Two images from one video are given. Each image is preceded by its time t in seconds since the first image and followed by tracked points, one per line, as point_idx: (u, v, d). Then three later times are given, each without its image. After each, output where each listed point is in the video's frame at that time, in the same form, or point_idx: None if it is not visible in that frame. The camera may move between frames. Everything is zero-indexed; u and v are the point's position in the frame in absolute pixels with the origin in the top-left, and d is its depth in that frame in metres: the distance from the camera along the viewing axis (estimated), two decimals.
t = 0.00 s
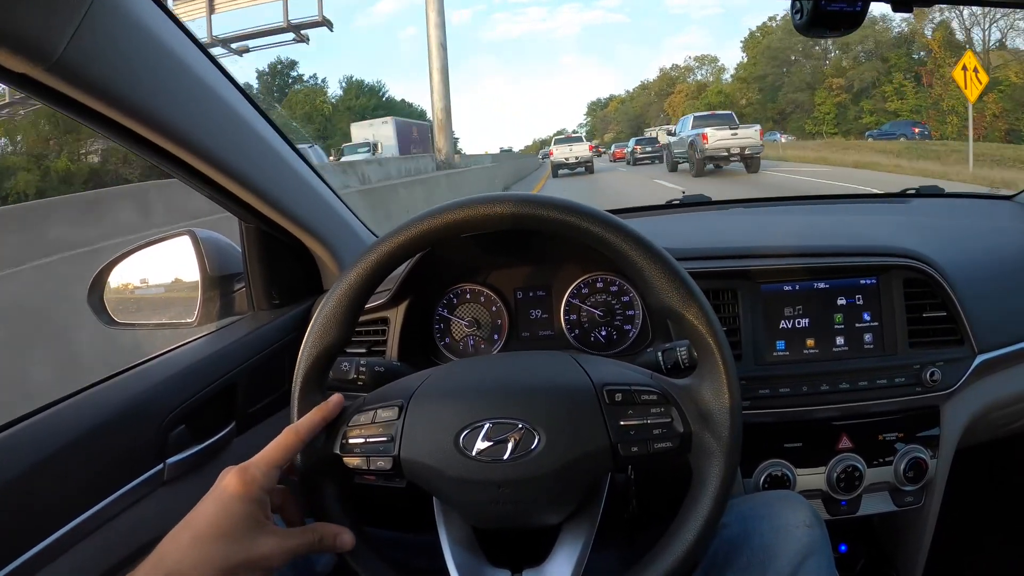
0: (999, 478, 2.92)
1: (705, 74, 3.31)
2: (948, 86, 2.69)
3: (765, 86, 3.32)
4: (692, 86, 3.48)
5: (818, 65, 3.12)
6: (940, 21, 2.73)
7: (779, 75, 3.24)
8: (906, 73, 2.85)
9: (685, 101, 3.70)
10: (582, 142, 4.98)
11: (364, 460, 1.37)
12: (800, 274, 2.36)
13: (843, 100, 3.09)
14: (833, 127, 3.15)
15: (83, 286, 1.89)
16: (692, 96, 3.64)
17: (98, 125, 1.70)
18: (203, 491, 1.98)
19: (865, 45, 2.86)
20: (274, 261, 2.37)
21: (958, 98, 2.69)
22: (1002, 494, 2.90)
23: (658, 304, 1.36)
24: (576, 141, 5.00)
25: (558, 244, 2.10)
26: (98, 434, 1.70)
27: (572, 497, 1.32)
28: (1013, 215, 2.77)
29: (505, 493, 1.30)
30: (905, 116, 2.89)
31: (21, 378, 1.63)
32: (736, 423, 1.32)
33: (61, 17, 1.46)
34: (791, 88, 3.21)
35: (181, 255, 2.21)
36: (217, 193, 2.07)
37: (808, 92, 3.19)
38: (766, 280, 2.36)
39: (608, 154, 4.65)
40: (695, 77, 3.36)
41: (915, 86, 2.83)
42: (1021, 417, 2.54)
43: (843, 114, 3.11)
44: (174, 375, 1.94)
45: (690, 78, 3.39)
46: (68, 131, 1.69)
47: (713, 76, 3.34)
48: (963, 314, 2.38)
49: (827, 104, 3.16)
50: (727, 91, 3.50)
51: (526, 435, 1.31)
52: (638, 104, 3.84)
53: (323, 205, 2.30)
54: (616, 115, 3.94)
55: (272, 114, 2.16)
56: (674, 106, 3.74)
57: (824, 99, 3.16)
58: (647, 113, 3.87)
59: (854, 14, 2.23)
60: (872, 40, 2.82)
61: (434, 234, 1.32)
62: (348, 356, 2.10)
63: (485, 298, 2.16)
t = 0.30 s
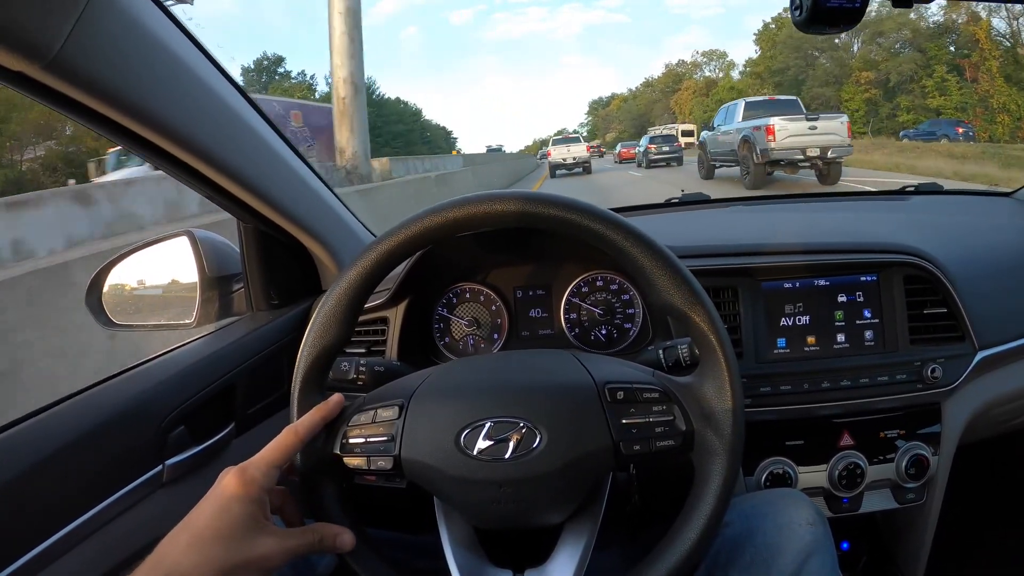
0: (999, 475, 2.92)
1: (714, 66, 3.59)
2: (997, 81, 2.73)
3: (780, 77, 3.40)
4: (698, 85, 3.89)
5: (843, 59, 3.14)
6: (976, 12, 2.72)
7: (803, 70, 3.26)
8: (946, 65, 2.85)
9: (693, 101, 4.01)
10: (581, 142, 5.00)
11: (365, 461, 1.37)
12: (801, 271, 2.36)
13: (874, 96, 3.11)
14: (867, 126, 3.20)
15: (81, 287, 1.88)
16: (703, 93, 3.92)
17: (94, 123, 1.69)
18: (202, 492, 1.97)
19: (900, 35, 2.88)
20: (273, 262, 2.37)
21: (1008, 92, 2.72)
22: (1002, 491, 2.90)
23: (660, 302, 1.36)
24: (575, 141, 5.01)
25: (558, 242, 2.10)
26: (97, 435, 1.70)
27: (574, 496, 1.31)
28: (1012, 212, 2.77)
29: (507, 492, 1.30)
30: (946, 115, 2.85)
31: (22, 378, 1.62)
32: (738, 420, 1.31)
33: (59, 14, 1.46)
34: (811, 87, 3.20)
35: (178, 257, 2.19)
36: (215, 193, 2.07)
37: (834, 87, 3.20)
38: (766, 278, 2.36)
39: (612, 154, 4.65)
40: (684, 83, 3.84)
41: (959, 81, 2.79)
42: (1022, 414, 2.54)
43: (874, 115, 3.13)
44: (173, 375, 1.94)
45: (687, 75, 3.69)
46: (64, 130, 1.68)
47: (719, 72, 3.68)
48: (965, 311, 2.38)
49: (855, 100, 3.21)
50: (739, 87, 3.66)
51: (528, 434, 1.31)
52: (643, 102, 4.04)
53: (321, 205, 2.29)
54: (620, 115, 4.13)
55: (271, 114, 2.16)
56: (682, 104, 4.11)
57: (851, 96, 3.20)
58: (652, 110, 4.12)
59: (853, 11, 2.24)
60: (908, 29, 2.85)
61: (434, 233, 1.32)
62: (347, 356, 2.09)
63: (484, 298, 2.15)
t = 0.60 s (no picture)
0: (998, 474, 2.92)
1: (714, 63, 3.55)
2: None
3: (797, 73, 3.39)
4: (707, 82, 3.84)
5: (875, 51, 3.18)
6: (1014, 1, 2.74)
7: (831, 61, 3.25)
8: (997, 57, 2.80)
9: (703, 100, 3.91)
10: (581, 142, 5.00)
11: (360, 461, 1.36)
12: (799, 270, 2.36)
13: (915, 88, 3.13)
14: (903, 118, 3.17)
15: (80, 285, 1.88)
16: (713, 90, 3.87)
17: (88, 121, 1.68)
18: (198, 492, 1.97)
19: (942, 24, 2.96)
20: (271, 261, 2.37)
21: None
22: (1003, 491, 2.89)
23: (658, 301, 1.35)
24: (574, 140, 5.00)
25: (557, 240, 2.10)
26: (92, 433, 1.69)
27: (572, 497, 1.31)
28: (1012, 210, 2.76)
29: (503, 493, 1.29)
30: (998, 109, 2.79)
31: (17, 377, 1.61)
32: (737, 420, 1.31)
33: (50, 11, 1.45)
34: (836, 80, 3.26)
35: (173, 254, 2.18)
36: (211, 190, 2.05)
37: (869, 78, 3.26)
38: (765, 277, 2.35)
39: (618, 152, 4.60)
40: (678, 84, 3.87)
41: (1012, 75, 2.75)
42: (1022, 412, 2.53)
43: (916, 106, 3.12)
44: (169, 374, 1.93)
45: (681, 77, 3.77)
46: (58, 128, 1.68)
47: (729, 69, 3.61)
48: (964, 310, 2.38)
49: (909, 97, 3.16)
50: (753, 82, 3.65)
51: (524, 434, 1.30)
52: (648, 101, 4.09)
53: (318, 204, 2.28)
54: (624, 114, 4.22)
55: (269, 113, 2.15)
56: (690, 102, 3.94)
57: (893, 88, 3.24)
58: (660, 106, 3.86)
59: (853, 9, 2.24)
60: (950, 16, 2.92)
61: (430, 232, 1.31)
62: (344, 355, 2.08)
63: (482, 296, 2.15)
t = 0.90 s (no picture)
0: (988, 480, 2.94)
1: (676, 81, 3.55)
2: None
3: (822, 75, 3.34)
4: (717, 78, 3.57)
5: (913, 47, 3.08)
6: None
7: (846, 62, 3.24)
8: None
9: (713, 97, 3.69)
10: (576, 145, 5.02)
11: (351, 474, 1.39)
12: (787, 281, 2.37)
13: (959, 84, 2.92)
14: (934, 123, 2.94)
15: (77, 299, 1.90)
16: (724, 88, 3.62)
17: (85, 145, 1.70)
18: (194, 503, 1.99)
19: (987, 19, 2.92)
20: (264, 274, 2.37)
21: None
22: (991, 497, 2.91)
23: (639, 317, 1.37)
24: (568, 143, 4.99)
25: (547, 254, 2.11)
26: (90, 448, 1.71)
27: (556, 510, 1.32)
28: (1003, 218, 2.78)
29: (489, 506, 1.31)
30: None
31: (16, 395, 1.63)
32: (715, 435, 1.32)
33: (42, 38, 1.46)
34: (871, 83, 3.16)
35: (168, 267, 2.20)
36: (205, 207, 2.07)
37: (907, 76, 3.07)
38: (753, 288, 2.37)
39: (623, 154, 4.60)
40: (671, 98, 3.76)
41: None
42: (1012, 419, 2.55)
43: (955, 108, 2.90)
44: (165, 388, 1.95)
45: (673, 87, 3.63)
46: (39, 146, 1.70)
47: (742, 63, 3.34)
48: (950, 319, 2.39)
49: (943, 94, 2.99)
50: (770, 77, 3.46)
51: (509, 448, 1.32)
52: (652, 97, 3.71)
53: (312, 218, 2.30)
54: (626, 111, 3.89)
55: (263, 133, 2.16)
56: (700, 100, 3.75)
57: (930, 86, 3.00)
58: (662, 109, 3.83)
59: (836, 23, 2.24)
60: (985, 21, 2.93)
61: (412, 252, 1.33)
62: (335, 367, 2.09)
63: (472, 308, 2.16)
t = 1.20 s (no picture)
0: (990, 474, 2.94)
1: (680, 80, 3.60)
2: None
3: (850, 69, 3.20)
4: (729, 72, 3.62)
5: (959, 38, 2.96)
6: None
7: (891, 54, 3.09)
8: None
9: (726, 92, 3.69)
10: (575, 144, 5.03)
11: (355, 468, 1.38)
12: (788, 274, 2.37)
13: (1016, 77, 2.89)
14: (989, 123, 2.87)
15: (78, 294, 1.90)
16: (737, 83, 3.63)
17: (87, 139, 1.69)
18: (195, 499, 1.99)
19: None
20: (266, 270, 2.37)
21: None
22: (992, 492, 2.91)
23: (646, 309, 1.36)
24: (567, 143, 5.00)
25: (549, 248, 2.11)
26: (92, 443, 1.70)
27: (562, 501, 1.32)
28: (1003, 213, 2.79)
29: (495, 498, 1.30)
30: None
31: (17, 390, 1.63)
32: (724, 426, 1.32)
33: (44, 30, 1.45)
34: (907, 75, 3.07)
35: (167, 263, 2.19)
36: (206, 202, 2.07)
37: (961, 68, 3.00)
38: (754, 282, 2.36)
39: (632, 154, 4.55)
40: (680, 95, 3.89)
41: None
42: (1014, 413, 2.56)
43: (1015, 107, 2.86)
44: (167, 384, 1.94)
45: (680, 84, 3.72)
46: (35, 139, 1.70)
47: (754, 59, 3.38)
48: (953, 313, 2.39)
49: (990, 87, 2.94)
50: (792, 71, 3.35)
51: (514, 442, 1.31)
52: (659, 93, 3.80)
53: (313, 213, 2.30)
54: (631, 107, 4.04)
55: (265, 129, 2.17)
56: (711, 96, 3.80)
57: (985, 80, 2.95)
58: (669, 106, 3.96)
59: (838, 17, 2.26)
60: None
61: (416, 244, 1.33)
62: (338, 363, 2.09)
63: (475, 303, 2.16)
